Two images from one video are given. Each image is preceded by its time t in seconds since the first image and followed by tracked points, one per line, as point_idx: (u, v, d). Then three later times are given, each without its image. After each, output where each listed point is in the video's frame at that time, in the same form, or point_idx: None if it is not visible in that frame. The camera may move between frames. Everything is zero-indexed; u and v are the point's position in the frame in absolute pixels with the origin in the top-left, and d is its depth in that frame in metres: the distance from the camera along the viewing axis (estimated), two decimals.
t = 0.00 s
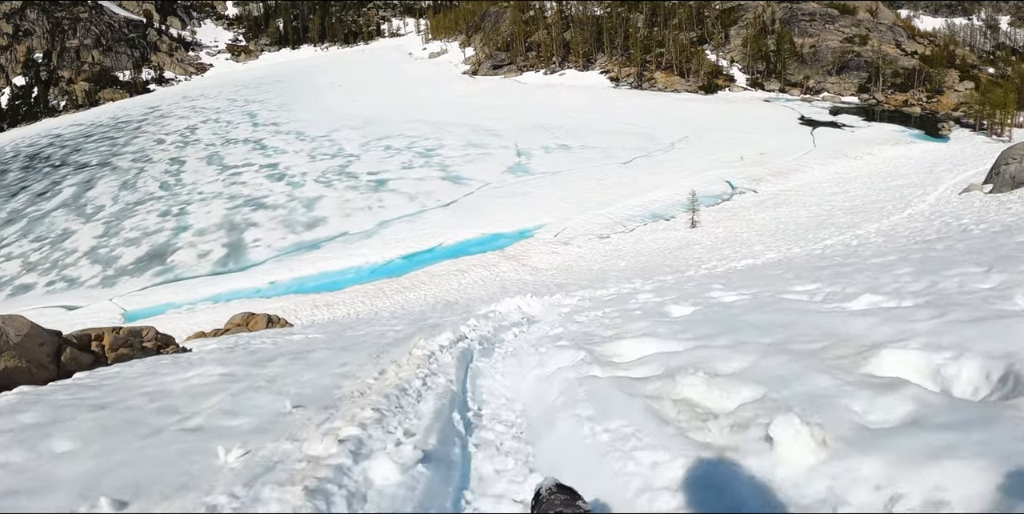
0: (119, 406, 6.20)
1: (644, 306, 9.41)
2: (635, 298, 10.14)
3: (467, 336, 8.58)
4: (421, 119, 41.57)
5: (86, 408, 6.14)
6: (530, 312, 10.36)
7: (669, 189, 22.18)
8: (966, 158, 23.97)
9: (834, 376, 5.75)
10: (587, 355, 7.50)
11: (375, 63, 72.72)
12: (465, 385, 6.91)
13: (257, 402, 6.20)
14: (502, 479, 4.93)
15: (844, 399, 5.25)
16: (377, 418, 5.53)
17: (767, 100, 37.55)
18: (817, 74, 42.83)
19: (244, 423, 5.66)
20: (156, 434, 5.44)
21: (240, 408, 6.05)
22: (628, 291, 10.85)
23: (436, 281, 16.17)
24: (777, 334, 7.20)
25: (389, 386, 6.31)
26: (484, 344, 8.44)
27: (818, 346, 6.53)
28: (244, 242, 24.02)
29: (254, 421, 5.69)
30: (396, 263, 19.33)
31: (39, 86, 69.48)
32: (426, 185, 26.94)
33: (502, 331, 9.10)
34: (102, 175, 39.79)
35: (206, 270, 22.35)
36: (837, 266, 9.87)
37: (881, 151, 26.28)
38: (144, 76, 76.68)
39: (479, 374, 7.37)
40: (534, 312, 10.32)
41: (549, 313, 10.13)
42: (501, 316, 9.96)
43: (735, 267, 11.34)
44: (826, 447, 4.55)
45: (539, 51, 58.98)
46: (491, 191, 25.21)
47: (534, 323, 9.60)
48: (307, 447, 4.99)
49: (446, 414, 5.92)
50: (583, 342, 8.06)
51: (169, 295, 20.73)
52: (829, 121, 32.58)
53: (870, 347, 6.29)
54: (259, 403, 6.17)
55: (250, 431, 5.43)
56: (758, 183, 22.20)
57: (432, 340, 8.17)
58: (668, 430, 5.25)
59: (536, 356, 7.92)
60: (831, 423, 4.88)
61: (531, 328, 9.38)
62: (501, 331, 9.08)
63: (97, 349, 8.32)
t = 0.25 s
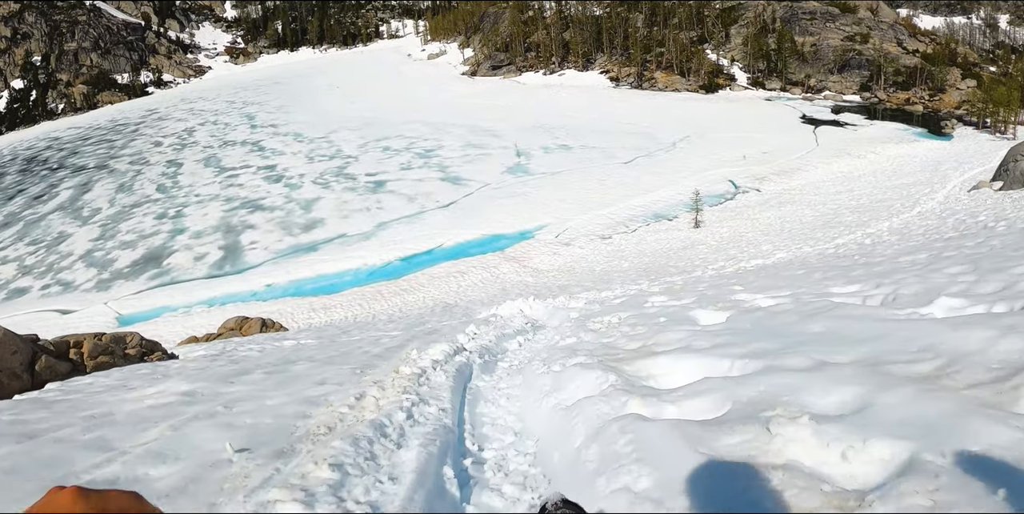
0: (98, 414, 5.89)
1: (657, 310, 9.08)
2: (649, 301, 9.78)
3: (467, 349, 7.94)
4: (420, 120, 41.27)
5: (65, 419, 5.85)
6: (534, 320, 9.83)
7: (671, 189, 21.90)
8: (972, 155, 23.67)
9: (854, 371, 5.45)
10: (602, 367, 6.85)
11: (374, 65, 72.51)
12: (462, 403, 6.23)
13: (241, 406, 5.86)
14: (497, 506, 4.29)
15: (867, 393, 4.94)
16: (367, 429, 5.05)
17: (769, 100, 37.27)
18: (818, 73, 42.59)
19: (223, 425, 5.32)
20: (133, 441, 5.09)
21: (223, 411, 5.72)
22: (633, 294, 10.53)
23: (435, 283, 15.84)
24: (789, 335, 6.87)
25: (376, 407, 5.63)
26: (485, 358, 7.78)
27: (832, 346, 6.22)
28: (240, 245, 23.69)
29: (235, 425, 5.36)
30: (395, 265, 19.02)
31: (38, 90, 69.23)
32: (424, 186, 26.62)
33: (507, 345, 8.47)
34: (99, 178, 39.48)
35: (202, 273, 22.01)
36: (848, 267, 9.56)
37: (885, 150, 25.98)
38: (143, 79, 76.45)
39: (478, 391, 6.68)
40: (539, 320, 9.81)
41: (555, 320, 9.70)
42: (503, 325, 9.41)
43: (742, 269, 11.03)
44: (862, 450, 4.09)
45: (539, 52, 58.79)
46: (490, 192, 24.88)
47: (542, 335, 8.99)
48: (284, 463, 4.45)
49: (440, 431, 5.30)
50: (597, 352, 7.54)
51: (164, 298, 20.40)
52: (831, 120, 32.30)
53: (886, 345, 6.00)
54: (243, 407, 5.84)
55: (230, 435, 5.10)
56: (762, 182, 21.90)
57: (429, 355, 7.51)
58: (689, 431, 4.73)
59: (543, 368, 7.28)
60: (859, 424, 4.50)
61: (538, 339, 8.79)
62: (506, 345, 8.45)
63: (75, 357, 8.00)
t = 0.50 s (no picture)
0: (82, 427, 5.71)
1: (663, 314, 8.88)
2: (660, 303, 9.55)
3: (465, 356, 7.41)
4: (419, 119, 41.02)
5: (48, 433, 5.66)
6: (536, 321, 9.39)
7: (673, 187, 21.68)
8: (976, 153, 23.44)
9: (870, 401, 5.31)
10: (615, 385, 6.53)
11: (373, 64, 72.20)
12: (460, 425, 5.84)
13: (230, 421, 5.68)
14: None
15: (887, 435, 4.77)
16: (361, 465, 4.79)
17: (770, 98, 37.01)
18: (819, 70, 42.30)
19: (213, 445, 5.15)
20: (117, 464, 4.90)
21: (211, 426, 5.54)
22: (636, 296, 10.33)
23: (434, 284, 15.59)
24: (793, 349, 6.73)
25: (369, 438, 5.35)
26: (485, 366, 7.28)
27: (840, 364, 6.08)
28: (238, 245, 23.46)
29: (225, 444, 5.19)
30: (393, 265, 18.78)
31: (36, 90, 68.81)
32: (423, 186, 26.38)
33: (507, 351, 7.93)
34: (96, 178, 39.19)
35: (199, 274, 21.77)
36: (854, 269, 9.36)
37: (888, 148, 25.75)
38: (141, 79, 76.07)
39: (477, 411, 6.22)
40: (541, 322, 9.38)
41: (559, 322, 9.29)
42: (503, 326, 8.94)
43: (747, 270, 10.83)
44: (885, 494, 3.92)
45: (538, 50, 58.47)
46: (490, 191, 24.62)
47: (545, 340, 8.49)
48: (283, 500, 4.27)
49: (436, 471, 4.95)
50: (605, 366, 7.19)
51: (160, 299, 20.15)
52: (833, 118, 32.06)
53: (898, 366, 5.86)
54: (233, 422, 5.66)
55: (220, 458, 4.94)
56: (764, 181, 21.66)
57: (423, 364, 6.96)
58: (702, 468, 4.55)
59: (547, 382, 6.87)
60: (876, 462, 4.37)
61: (541, 344, 8.30)
62: (506, 350, 7.93)
63: (54, 362, 7.81)
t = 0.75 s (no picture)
0: (56, 430, 5.38)
1: (684, 310, 8.66)
2: (677, 302, 9.24)
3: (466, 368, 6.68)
4: (417, 117, 40.68)
5: (20, 437, 5.34)
6: (541, 328, 8.75)
7: (676, 184, 21.37)
8: (982, 148, 23.10)
9: (894, 384, 4.94)
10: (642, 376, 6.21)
11: (372, 63, 71.89)
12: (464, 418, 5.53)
13: (213, 421, 5.38)
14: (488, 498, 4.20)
15: (916, 408, 4.37)
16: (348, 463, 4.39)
17: (772, 94, 36.69)
18: (821, 67, 42.03)
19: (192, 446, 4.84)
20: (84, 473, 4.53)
21: (193, 428, 5.22)
22: (640, 296, 10.03)
23: (432, 284, 15.27)
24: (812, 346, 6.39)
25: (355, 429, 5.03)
26: (488, 376, 6.56)
27: (858, 355, 5.76)
28: (233, 245, 23.14)
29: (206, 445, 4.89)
30: (391, 264, 18.46)
31: (34, 92, 68.46)
32: (422, 184, 26.04)
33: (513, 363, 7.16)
34: (93, 179, 38.89)
35: (194, 274, 21.44)
36: (867, 265, 9.06)
37: (892, 143, 25.43)
38: (140, 80, 75.76)
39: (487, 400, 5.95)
40: (548, 329, 8.78)
41: (567, 330, 8.69)
42: (507, 333, 8.25)
43: (754, 268, 10.53)
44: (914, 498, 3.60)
45: (537, 49, 58.21)
46: (489, 189, 24.28)
47: (555, 350, 7.78)
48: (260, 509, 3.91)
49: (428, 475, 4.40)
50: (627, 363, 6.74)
51: (155, 300, 19.84)
52: (836, 114, 31.72)
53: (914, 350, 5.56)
54: (215, 423, 5.35)
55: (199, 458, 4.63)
56: (768, 177, 21.34)
57: (414, 379, 6.13)
58: (717, 454, 4.15)
59: (555, 388, 6.28)
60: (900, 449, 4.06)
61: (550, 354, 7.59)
62: (512, 361, 7.21)
63: (28, 367, 7.50)
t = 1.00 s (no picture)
0: (30, 442, 5.13)
1: (716, 304, 8.55)
2: (697, 298, 9.01)
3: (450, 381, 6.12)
4: (415, 116, 40.41)
5: None
6: (538, 333, 8.23)
7: (677, 182, 21.10)
8: (986, 145, 22.88)
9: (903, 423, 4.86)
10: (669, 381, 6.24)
11: (370, 63, 71.58)
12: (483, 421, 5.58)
13: (196, 436, 5.13)
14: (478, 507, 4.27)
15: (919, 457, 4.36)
16: (334, 498, 4.09)
17: (772, 92, 36.42)
18: (821, 65, 41.80)
19: (173, 467, 4.61)
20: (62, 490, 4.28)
21: (176, 444, 4.98)
22: (642, 295, 9.76)
23: (430, 283, 14.98)
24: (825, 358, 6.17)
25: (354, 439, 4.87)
26: (476, 391, 6.01)
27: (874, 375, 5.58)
28: (229, 245, 22.86)
29: (187, 464, 4.65)
30: (389, 263, 18.18)
31: (30, 92, 67.96)
32: (420, 183, 25.77)
33: (505, 376, 6.59)
34: (90, 179, 38.55)
35: (189, 274, 21.15)
36: (875, 265, 8.81)
37: (894, 141, 25.20)
38: (137, 80, 75.32)
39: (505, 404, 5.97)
40: (547, 334, 8.26)
41: (568, 338, 8.18)
42: (501, 340, 7.71)
43: (759, 267, 10.27)
44: None
45: (536, 47, 57.97)
46: (488, 187, 24.00)
47: (553, 362, 7.22)
48: None
49: None
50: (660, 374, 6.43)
51: (150, 300, 19.55)
52: (837, 112, 31.48)
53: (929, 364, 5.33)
54: (198, 437, 5.10)
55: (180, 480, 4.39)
56: (770, 175, 21.08)
57: (386, 393, 5.53)
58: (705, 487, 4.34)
59: (562, 407, 5.87)
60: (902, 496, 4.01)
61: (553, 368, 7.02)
62: (504, 373, 6.65)
63: None
